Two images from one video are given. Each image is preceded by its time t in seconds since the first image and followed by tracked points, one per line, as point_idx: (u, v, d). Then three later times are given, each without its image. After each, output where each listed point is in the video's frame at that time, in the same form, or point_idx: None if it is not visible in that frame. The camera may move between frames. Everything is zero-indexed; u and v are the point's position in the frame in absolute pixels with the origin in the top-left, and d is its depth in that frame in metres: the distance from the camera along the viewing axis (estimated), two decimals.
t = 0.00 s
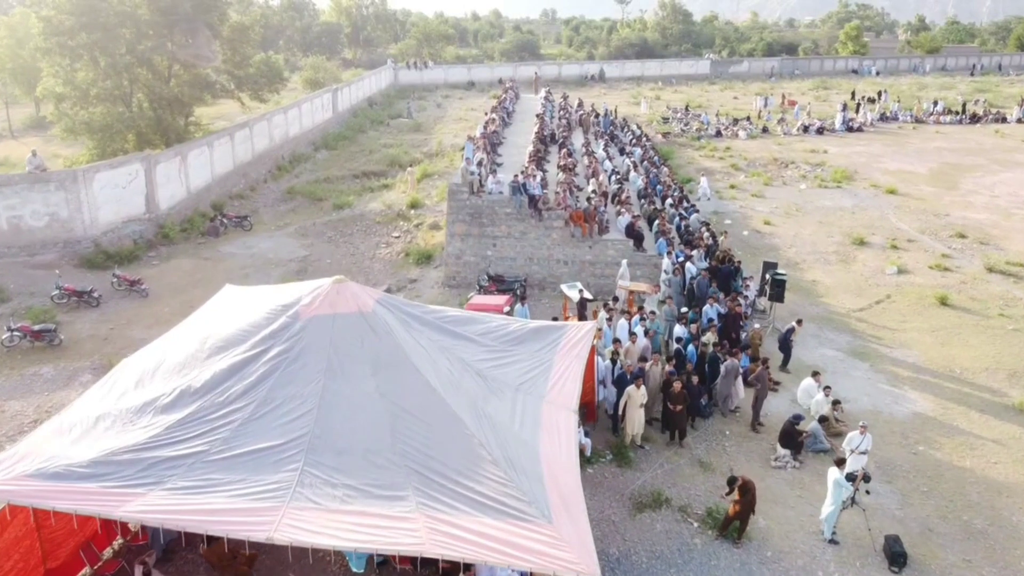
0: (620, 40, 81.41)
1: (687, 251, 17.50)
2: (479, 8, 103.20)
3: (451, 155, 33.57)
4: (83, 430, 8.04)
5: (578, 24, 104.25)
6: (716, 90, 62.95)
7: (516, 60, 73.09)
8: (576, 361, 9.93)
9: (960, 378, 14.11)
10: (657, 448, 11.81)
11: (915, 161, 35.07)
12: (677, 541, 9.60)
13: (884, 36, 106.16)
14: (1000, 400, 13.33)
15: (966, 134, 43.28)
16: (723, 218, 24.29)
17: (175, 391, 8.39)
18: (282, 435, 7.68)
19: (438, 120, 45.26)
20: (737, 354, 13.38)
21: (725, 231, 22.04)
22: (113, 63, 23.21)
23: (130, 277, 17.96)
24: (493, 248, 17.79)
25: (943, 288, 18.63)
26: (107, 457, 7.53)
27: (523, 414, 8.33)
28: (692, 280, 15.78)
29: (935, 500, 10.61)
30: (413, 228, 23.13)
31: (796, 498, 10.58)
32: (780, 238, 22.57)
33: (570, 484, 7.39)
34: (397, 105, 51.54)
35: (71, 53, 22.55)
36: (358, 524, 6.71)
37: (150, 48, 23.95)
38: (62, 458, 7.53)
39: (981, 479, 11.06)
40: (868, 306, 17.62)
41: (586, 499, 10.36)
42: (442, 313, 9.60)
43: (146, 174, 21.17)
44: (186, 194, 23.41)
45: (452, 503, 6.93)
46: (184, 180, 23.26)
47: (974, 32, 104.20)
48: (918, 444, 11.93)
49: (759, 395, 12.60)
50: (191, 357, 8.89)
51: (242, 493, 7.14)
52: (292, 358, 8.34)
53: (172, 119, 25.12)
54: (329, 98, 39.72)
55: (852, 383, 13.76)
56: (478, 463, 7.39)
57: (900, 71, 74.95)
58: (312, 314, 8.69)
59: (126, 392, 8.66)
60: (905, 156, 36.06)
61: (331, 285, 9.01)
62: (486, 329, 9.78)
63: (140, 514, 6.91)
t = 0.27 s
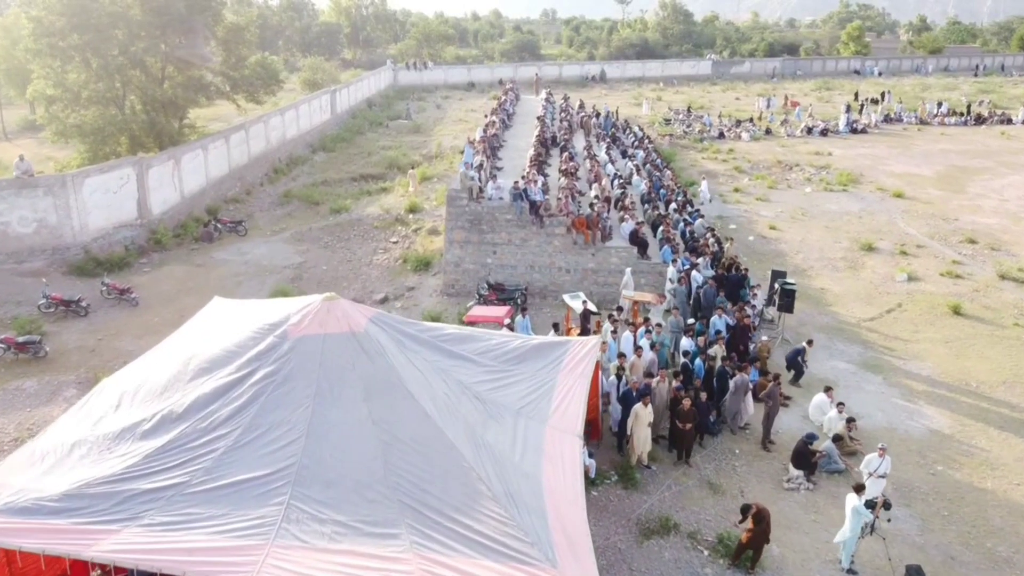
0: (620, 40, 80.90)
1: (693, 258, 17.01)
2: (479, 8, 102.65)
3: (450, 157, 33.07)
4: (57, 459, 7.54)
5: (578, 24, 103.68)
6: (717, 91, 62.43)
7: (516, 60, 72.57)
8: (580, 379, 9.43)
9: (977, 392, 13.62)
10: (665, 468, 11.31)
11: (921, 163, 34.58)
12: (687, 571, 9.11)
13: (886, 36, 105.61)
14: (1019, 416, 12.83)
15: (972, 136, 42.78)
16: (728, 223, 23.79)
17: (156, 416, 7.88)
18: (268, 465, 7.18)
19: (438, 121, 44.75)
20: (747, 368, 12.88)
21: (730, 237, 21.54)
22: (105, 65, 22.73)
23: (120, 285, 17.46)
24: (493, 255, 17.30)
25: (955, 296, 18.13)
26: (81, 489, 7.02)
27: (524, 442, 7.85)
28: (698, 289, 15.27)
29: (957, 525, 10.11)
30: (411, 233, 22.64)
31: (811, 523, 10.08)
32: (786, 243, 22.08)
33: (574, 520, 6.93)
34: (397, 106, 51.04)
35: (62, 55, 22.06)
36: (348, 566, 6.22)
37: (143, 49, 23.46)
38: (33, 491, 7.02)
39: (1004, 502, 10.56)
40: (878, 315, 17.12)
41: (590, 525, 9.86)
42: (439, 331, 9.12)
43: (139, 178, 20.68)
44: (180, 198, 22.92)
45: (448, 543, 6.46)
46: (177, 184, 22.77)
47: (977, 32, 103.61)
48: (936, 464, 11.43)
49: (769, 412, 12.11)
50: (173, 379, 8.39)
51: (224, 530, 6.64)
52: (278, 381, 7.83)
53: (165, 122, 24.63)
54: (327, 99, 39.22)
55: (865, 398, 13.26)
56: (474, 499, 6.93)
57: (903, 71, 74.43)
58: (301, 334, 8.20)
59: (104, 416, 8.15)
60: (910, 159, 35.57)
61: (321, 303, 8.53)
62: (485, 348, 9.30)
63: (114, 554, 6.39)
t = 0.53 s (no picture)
0: (621, 40, 80.51)
1: (697, 264, 16.62)
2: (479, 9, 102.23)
3: (450, 159, 32.70)
4: (35, 484, 7.15)
5: (578, 24, 103.26)
6: (719, 91, 62.03)
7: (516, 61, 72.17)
8: (584, 395, 9.05)
9: (990, 404, 13.24)
10: (671, 484, 10.95)
11: (925, 165, 34.20)
12: None
13: (887, 36, 105.24)
14: None
15: (976, 137, 42.39)
16: (732, 227, 23.41)
17: (139, 437, 7.49)
18: (256, 491, 6.79)
19: (437, 122, 44.37)
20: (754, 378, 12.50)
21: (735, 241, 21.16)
22: (98, 65, 22.35)
23: (111, 292, 17.09)
24: (493, 261, 16.92)
25: (965, 303, 17.75)
26: (57, 517, 6.62)
27: (526, 466, 7.48)
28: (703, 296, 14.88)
29: (975, 546, 9.73)
30: (410, 237, 22.27)
31: (823, 543, 9.70)
32: (791, 247, 21.71)
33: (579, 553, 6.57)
34: (396, 107, 50.66)
35: (55, 56, 21.67)
36: None
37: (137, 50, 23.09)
38: (6, 519, 6.63)
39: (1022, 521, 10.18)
40: (887, 323, 16.74)
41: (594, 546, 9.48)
42: (436, 347, 8.75)
43: (132, 182, 20.32)
44: (175, 201, 22.54)
45: None
46: (172, 187, 22.40)
47: (979, 32, 103.19)
48: (951, 480, 11.05)
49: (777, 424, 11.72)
50: (159, 397, 8.00)
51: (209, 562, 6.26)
52: (267, 401, 7.45)
53: (160, 123, 24.25)
54: (325, 101, 38.84)
55: (876, 410, 12.88)
56: (473, 531, 6.57)
57: (904, 72, 74.03)
58: (292, 351, 7.82)
59: (85, 438, 7.77)
60: (915, 161, 35.19)
61: (314, 318, 8.15)
62: (484, 363, 8.93)
63: None
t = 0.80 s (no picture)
0: (621, 40, 80.11)
1: (702, 270, 16.24)
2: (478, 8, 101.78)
3: (449, 161, 32.32)
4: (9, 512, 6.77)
5: (579, 24, 102.81)
6: (720, 92, 61.63)
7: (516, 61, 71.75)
8: (587, 413, 8.66)
9: (1005, 416, 12.85)
10: (677, 501, 10.59)
11: (929, 167, 33.83)
12: None
13: (888, 36, 104.83)
14: None
15: (981, 139, 41.97)
16: (736, 231, 23.03)
17: (121, 459, 7.09)
18: (242, 519, 6.39)
19: (437, 123, 44.00)
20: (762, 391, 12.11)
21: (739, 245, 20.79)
22: (92, 67, 21.98)
23: (102, 298, 16.72)
24: (493, 267, 16.55)
25: (975, 309, 17.38)
26: (31, 547, 6.22)
27: (527, 494, 7.12)
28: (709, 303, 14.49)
29: (994, 568, 9.36)
30: (408, 241, 21.90)
31: (836, 566, 9.33)
32: (796, 252, 21.33)
33: None
34: (396, 108, 50.27)
35: (47, 57, 21.30)
36: None
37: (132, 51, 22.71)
38: None
39: None
40: (896, 330, 16.36)
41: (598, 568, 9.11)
42: (433, 363, 8.36)
43: (126, 185, 19.95)
44: (170, 204, 22.18)
45: None
46: (167, 190, 22.04)
47: (981, 32, 102.70)
48: (967, 497, 10.68)
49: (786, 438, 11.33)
50: (142, 416, 7.60)
51: None
52: (255, 423, 7.05)
53: (155, 125, 23.88)
54: (324, 101, 38.46)
55: (887, 423, 12.51)
56: (472, 568, 6.20)
57: (906, 72, 73.63)
58: (282, 369, 7.42)
59: (65, 460, 7.38)
60: (919, 162, 34.79)
61: (305, 334, 7.76)
62: (483, 380, 8.54)
63: None
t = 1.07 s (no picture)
0: (622, 41, 79.73)
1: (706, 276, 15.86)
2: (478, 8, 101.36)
3: (449, 162, 31.94)
4: None
5: (579, 24, 102.39)
6: (722, 92, 61.24)
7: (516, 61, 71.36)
8: (591, 431, 8.27)
9: (1020, 429, 12.46)
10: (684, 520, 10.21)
11: (934, 169, 33.44)
12: None
13: (889, 36, 104.34)
14: None
15: (986, 140, 41.55)
16: (740, 235, 22.64)
17: (99, 485, 6.70)
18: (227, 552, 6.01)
19: (437, 124, 43.62)
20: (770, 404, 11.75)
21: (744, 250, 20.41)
22: (84, 68, 21.57)
23: (92, 305, 16.31)
24: (493, 274, 16.16)
25: (986, 317, 16.99)
26: None
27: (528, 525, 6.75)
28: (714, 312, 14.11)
29: None
30: (406, 245, 21.51)
31: None
32: (801, 256, 20.94)
33: None
34: (395, 108, 49.88)
35: (39, 58, 20.88)
36: None
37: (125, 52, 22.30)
38: None
39: None
40: (905, 339, 15.97)
41: None
42: (429, 381, 7.97)
43: (118, 189, 19.55)
44: (164, 208, 21.80)
45: None
46: (161, 193, 21.65)
47: (983, 32, 102.22)
48: (984, 517, 10.29)
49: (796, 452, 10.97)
50: (123, 437, 7.20)
51: None
52: (241, 448, 6.66)
53: (149, 127, 23.47)
54: (322, 103, 38.07)
55: (899, 437, 12.11)
56: None
57: (909, 73, 73.21)
58: (270, 390, 7.04)
59: (42, 485, 6.99)
60: (924, 164, 34.39)
61: (295, 352, 7.36)
62: (482, 398, 8.14)
63: None
